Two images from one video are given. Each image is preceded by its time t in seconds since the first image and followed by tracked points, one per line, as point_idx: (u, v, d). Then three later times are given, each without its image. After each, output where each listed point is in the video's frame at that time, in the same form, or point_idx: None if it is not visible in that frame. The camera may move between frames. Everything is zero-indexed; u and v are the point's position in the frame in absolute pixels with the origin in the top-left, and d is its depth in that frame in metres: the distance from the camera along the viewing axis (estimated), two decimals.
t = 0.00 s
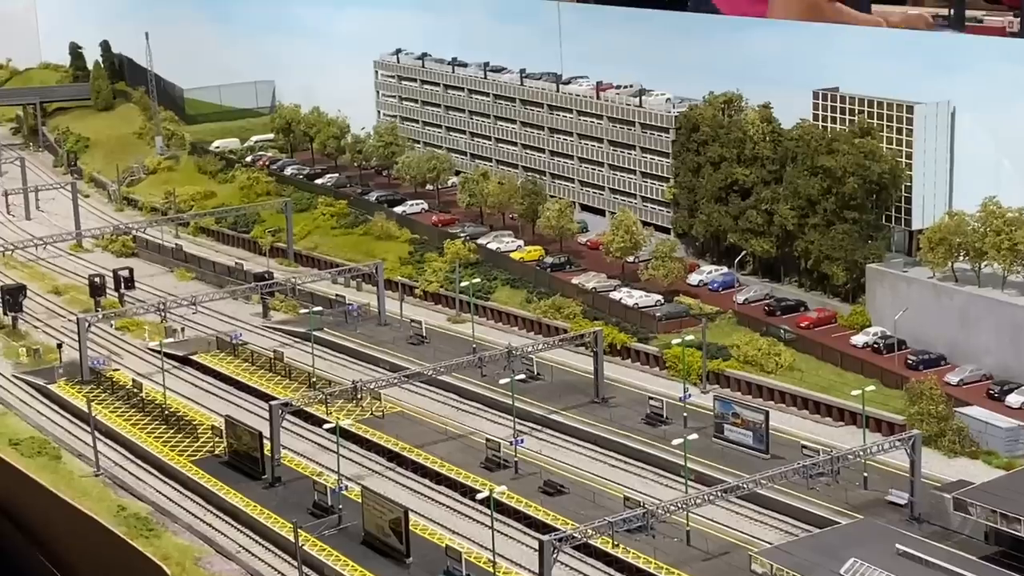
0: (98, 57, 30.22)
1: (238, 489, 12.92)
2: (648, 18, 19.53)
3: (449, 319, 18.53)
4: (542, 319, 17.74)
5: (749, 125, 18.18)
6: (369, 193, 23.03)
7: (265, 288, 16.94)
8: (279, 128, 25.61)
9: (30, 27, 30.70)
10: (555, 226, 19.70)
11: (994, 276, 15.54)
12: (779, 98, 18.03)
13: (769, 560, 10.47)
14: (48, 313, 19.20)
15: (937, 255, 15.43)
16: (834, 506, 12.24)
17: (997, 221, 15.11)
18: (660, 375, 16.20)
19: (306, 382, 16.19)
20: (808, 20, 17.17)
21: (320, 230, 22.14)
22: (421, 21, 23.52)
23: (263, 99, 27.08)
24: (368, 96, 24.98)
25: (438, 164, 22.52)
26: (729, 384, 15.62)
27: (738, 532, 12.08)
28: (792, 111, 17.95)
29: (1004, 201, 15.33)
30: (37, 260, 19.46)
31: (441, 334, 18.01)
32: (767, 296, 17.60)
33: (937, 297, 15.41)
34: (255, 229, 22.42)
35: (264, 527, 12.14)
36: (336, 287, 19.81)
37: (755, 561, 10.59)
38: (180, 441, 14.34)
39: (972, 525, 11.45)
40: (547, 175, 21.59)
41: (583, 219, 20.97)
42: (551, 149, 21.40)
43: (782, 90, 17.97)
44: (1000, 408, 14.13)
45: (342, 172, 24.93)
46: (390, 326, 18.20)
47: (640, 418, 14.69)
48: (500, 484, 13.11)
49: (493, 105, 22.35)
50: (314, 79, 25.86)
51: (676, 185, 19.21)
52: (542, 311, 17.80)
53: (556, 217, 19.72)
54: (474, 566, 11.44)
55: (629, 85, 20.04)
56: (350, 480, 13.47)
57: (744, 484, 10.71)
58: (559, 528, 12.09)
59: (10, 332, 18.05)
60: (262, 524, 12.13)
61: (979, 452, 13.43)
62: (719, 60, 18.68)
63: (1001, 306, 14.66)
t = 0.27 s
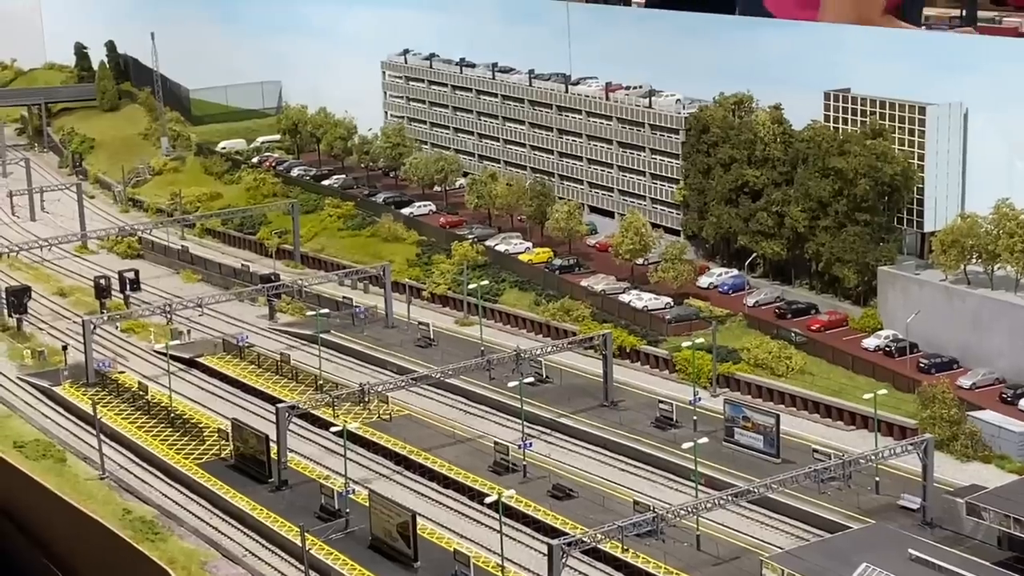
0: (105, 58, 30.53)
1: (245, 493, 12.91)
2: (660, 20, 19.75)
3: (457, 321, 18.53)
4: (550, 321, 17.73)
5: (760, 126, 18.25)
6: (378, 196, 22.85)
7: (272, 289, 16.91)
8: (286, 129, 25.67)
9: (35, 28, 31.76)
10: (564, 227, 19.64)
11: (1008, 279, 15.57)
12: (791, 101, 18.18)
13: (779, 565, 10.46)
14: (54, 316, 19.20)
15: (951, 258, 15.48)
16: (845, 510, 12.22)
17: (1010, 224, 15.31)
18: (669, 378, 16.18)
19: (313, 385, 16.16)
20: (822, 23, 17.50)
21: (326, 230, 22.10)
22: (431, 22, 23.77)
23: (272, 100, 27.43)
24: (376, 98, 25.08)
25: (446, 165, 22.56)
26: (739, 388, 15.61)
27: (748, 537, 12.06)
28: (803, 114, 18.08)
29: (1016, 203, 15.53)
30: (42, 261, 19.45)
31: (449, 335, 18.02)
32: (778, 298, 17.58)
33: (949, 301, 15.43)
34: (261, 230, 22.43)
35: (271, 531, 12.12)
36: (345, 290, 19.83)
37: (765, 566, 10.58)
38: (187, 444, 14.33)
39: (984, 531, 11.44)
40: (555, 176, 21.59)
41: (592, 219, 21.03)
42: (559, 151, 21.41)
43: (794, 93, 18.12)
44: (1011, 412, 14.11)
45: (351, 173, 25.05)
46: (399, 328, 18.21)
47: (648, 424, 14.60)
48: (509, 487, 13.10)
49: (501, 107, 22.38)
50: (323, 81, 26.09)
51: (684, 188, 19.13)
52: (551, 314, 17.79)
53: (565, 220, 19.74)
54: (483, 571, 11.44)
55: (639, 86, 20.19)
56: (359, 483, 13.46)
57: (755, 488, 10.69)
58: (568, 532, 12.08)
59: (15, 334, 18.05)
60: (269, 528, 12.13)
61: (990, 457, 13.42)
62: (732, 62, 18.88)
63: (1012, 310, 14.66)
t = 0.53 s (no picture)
0: (116, 60, 31.05)
1: (255, 496, 12.91)
2: (673, 20, 19.79)
3: (467, 324, 18.54)
4: (561, 323, 17.71)
5: (773, 130, 18.25)
6: (388, 195, 23.28)
7: (282, 290, 16.91)
8: (296, 130, 25.74)
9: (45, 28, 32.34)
10: (575, 229, 19.64)
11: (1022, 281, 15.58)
12: (803, 103, 18.20)
13: (792, 568, 10.47)
14: (63, 318, 19.24)
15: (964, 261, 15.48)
16: (858, 514, 12.23)
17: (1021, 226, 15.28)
18: (681, 380, 16.17)
19: (323, 387, 16.16)
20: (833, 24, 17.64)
21: (337, 232, 22.14)
22: (441, 24, 23.84)
23: (281, 103, 27.59)
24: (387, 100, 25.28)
25: (457, 167, 22.67)
26: (752, 390, 15.57)
27: (760, 540, 12.06)
28: (817, 116, 18.07)
29: None
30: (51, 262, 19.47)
31: (460, 337, 18.04)
32: (789, 300, 17.56)
33: (963, 304, 15.42)
34: (271, 232, 22.46)
35: (282, 534, 12.13)
36: (355, 291, 19.87)
37: (777, 569, 10.59)
38: (197, 446, 14.34)
39: (998, 535, 11.44)
40: (566, 179, 21.81)
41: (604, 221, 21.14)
42: (571, 154, 21.55)
43: (806, 95, 18.15)
44: None
45: (361, 175, 25.17)
46: (410, 330, 18.24)
47: (660, 427, 14.62)
48: (521, 490, 13.11)
49: (513, 109, 22.49)
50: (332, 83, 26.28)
51: (697, 190, 19.20)
52: (561, 316, 17.79)
53: (575, 221, 19.74)
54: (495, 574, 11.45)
55: (650, 87, 20.23)
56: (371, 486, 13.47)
57: (767, 492, 10.70)
58: (580, 535, 12.09)
59: (25, 336, 18.07)
60: (280, 531, 12.14)
61: (1003, 461, 13.42)
62: (744, 62, 18.88)
63: None
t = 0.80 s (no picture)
0: (132, 61, 31.17)
1: (273, 496, 12.96)
2: (688, 22, 19.92)
3: (484, 325, 18.56)
4: (577, 325, 17.74)
5: (792, 132, 18.33)
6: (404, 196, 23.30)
7: (299, 292, 16.94)
8: (312, 131, 25.79)
9: (61, 31, 32.81)
10: (590, 230, 19.66)
11: None
12: (820, 104, 18.26)
13: (810, 569, 10.49)
14: (81, 318, 19.32)
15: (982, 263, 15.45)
16: (876, 517, 12.23)
17: None
18: (698, 382, 16.17)
19: (340, 388, 16.19)
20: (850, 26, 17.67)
21: (353, 233, 22.19)
22: (456, 24, 23.98)
23: (297, 103, 27.79)
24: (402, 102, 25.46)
25: (473, 169, 22.67)
26: (768, 392, 15.54)
27: (777, 543, 12.08)
28: (834, 118, 18.15)
29: None
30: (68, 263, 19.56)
31: (477, 339, 18.06)
32: (806, 302, 17.57)
33: (982, 306, 15.41)
34: (287, 233, 22.51)
35: (300, 535, 12.17)
36: (373, 293, 19.91)
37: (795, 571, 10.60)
38: (216, 447, 14.38)
39: (1017, 538, 11.42)
40: (583, 180, 21.91)
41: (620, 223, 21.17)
42: (589, 155, 21.62)
43: (824, 97, 18.21)
44: None
45: (377, 176, 25.23)
46: (427, 331, 18.27)
47: (677, 428, 14.64)
48: (539, 492, 13.13)
49: (529, 109, 22.60)
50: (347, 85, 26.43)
51: (713, 192, 19.23)
52: (578, 318, 17.80)
53: (591, 223, 19.76)
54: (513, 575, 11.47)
55: (666, 89, 20.38)
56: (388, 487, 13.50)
57: (785, 494, 10.70)
58: (598, 537, 12.10)
59: (44, 337, 18.16)
60: (297, 531, 12.18)
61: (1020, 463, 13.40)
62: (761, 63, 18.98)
63: None
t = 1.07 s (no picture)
0: (153, 62, 31.27)
1: (295, 497, 12.97)
2: (709, 23, 20.21)
3: (504, 326, 18.56)
4: (599, 326, 17.74)
5: (813, 131, 18.28)
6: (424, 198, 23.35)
7: (320, 293, 16.92)
8: (332, 132, 25.86)
9: (82, 32, 32.51)
10: (610, 231, 19.66)
11: None
12: (843, 105, 18.41)
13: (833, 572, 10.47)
14: (103, 319, 19.38)
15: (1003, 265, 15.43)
16: (900, 519, 12.19)
17: None
18: (720, 384, 16.15)
19: (361, 389, 16.19)
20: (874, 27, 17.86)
21: (373, 234, 22.22)
22: (479, 26, 24.23)
23: (317, 104, 28.10)
24: (422, 104, 25.71)
25: (493, 170, 22.72)
26: (791, 394, 15.53)
27: (800, 545, 12.05)
28: (854, 119, 18.32)
29: None
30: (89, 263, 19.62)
31: (498, 340, 18.07)
32: (828, 304, 17.52)
33: (1006, 308, 15.44)
34: (307, 234, 22.55)
35: (321, 536, 12.18)
36: (394, 293, 19.94)
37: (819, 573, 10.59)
38: (237, 447, 14.40)
39: None
40: (604, 182, 21.93)
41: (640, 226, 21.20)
42: (609, 157, 21.66)
43: (846, 98, 18.36)
44: None
45: (397, 176, 25.31)
46: (449, 332, 18.29)
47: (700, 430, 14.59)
48: (561, 493, 13.12)
49: (550, 110, 22.68)
50: (369, 87, 26.70)
51: (736, 194, 19.20)
52: (599, 319, 17.79)
53: (611, 224, 19.76)
54: None
55: (688, 90, 20.57)
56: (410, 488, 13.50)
57: (809, 497, 10.68)
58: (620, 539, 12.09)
59: (65, 337, 18.21)
60: (320, 532, 12.19)
61: None
62: (783, 65, 19.19)
63: None
